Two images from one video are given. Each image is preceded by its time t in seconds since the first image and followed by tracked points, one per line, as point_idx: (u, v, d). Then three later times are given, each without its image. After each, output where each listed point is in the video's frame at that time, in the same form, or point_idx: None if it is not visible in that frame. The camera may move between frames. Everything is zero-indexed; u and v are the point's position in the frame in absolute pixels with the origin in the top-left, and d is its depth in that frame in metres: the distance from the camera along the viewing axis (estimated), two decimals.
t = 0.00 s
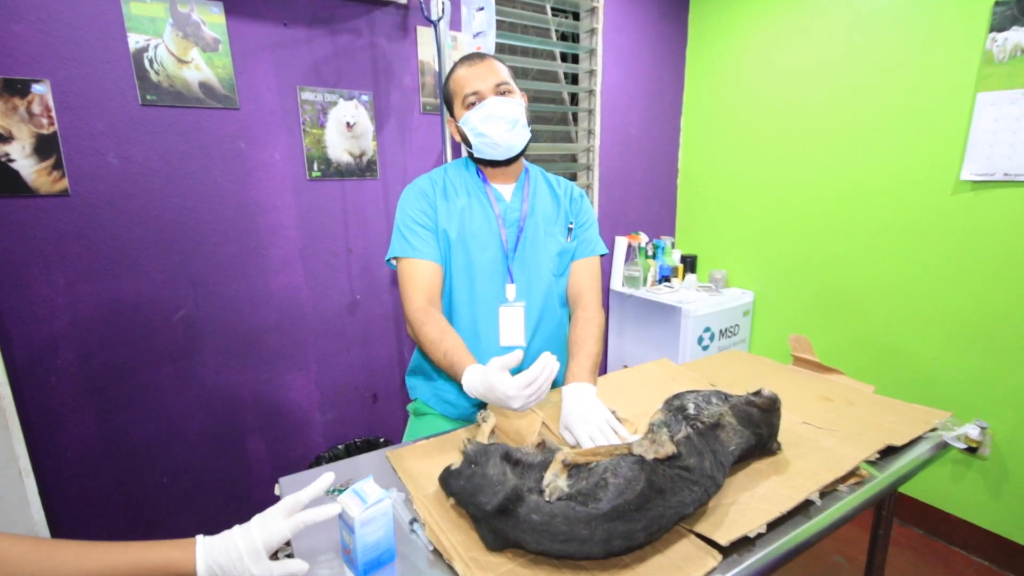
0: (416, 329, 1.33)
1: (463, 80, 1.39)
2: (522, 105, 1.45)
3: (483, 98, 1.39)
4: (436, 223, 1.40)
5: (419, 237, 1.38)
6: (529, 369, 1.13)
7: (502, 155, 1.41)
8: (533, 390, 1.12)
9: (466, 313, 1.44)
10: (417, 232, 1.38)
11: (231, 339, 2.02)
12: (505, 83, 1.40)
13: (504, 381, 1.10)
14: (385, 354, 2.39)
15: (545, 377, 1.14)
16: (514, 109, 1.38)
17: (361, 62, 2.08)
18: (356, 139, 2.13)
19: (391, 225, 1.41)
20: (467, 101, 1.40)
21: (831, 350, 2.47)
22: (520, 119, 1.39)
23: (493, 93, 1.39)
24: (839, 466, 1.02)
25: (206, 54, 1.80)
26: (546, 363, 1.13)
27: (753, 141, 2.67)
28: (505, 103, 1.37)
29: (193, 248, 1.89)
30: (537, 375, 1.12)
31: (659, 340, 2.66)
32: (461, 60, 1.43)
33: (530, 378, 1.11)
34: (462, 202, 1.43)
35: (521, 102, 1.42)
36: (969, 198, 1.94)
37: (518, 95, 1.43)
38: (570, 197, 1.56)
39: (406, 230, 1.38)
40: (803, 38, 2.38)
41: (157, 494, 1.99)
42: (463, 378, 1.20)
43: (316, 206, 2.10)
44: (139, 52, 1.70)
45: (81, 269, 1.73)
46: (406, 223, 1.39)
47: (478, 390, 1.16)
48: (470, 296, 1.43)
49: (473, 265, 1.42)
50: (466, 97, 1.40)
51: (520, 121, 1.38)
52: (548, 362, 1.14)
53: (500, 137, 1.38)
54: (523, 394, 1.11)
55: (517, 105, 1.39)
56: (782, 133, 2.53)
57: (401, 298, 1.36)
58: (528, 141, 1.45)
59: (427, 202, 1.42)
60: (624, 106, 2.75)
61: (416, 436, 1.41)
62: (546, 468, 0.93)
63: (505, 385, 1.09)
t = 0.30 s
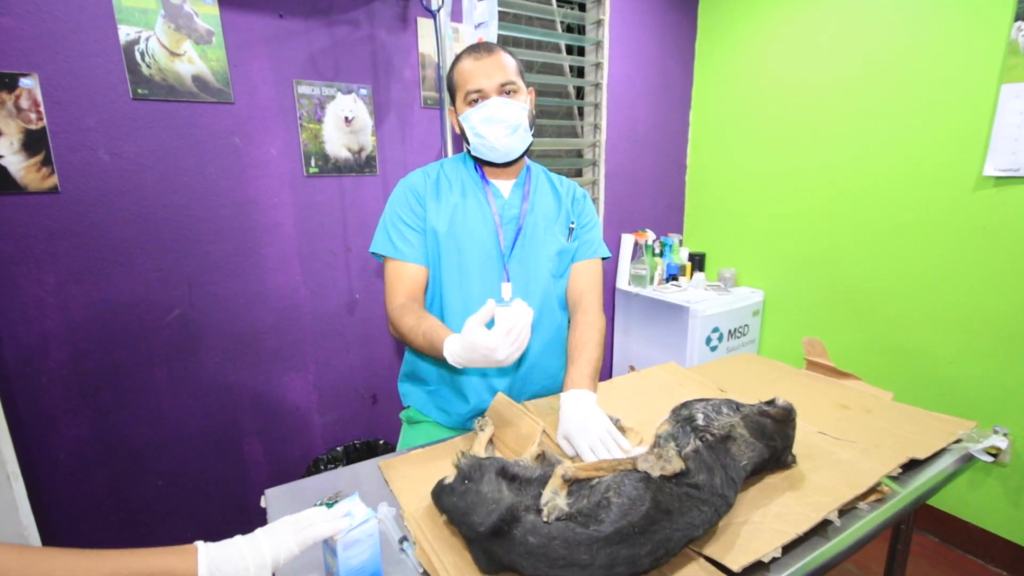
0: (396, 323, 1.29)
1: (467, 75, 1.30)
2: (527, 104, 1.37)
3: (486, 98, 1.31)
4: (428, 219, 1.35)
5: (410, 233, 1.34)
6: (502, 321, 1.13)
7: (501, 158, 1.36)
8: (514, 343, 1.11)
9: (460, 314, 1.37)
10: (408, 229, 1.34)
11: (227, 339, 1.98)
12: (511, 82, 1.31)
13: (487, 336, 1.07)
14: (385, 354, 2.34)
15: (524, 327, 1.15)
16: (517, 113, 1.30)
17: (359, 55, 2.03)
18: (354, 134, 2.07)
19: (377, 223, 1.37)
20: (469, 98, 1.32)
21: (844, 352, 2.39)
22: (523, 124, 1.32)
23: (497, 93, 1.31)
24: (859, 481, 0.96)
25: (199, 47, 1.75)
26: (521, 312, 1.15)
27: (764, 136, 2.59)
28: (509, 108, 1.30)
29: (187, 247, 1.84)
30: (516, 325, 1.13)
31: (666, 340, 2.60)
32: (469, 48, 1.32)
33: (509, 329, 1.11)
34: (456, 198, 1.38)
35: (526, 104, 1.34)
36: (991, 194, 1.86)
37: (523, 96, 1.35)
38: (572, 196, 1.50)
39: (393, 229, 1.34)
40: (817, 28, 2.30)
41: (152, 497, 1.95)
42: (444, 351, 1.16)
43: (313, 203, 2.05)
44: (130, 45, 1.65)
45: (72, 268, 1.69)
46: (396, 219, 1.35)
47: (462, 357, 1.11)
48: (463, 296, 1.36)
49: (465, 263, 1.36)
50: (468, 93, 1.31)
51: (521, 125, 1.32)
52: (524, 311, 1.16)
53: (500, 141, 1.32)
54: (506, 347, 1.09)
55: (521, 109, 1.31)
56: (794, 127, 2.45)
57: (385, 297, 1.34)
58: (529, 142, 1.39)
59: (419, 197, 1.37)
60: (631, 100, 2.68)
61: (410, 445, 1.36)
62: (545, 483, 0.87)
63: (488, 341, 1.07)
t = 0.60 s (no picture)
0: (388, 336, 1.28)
1: (468, 77, 1.25)
2: (528, 111, 1.32)
3: (486, 103, 1.27)
4: (422, 226, 1.31)
5: (403, 242, 1.31)
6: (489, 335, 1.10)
7: (497, 165, 1.33)
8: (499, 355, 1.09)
9: (456, 324, 1.32)
10: (401, 238, 1.32)
11: (226, 347, 1.95)
12: (513, 89, 1.27)
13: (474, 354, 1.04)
14: (386, 361, 2.30)
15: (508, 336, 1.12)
16: (517, 121, 1.26)
17: (360, 58, 2.00)
18: (355, 138, 2.04)
19: (369, 231, 1.34)
20: (469, 101, 1.28)
21: (857, 358, 2.33)
22: (522, 133, 1.28)
23: (498, 99, 1.26)
24: (878, 502, 0.91)
25: (197, 51, 1.72)
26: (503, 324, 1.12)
27: (773, 137, 2.53)
28: (509, 115, 1.26)
29: (185, 253, 1.82)
30: (501, 336, 1.10)
31: (674, 346, 2.54)
32: (472, 48, 1.26)
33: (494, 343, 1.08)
34: (451, 204, 1.34)
35: (527, 112, 1.30)
36: (1010, 196, 1.80)
37: (525, 103, 1.30)
38: (573, 202, 1.46)
39: (385, 238, 1.32)
40: (828, 28, 2.25)
41: (150, 507, 1.92)
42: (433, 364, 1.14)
43: (313, 208, 2.02)
44: (127, 49, 1.63)
45: (69, 275, 1.66)
46: (389, 228, 1.32)
47: (451, 372, 1.09)
48: (460, 305, 1.32)
49: (461, 271, 1.31)
50: (468, 95, 1.27)
51: (520, 135, 1.28)
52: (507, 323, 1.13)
53: (498, 148, 1.28)
54: (492, 361, 1.06)
55: (521, 117, 1.27)
56: (804, 129, 2.39)
57: (378, 309, 1.34)
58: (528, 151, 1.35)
59: (412, 204, 1.33)
60: (637, 102, 2.63)
61: (407, 458, 1.32)
62: (546, 504, 0.82)
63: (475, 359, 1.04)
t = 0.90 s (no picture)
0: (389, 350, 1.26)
1: (468, 80, 1.23)
2: (530, 114, 1.30)
3: (487, 106, 1.25)
4: (421, 236, 1.29)
5: (402, 253, 1.29)
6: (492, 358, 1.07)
7: (497, 170, 1.31)
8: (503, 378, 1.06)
9: (457, 335, 1.30)
10: (400, 248, 1.29)
11: (229, 354, 1.94)
12: (514, 91, 1.25)
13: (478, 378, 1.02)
14: (390, 370, 2.28)
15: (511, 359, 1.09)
16: (518, 124, 1.24)
17: (366, 65, 1.99)
18: (360, 146, 2.04)
19: (367, 242, 1.32)
20: (469, 104, 1.26)
21: (870, 370, 2.27)
22: (523, 136, 1.26)
23: (499, 102, 1.24)
24: (895, 524, 0.86)
25: (203, 59, 1.73)
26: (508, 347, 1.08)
27: (783, 145, 2.50)
28: (510, 118, 1.24)
29: (188, 260, 1.81)
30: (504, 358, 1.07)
31: (682, 356, 2.50)
32: (473, 50, 1.25)
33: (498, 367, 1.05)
34: (451, 213, 1.32)
35: (529, 116, 1.28)
36: None
37: (526, 106, 1.28)
38: (576, 209, 1.43)
39: (384, 249, 1.30)
40: (839, 34, 2.22)
41: (150, 516, 1.91)
42: (434, 382, 1.12)
43: (318, 215, 2.01)
44: (134, 57, 1.63)
45: (72, 282, 1.66)
46: (388, 238, 1.30)
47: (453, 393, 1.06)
48: (460, 316, 1.29)
49: (462, 281, 1.29)
50: (468, 98, 1.25)
51: (522, 138, 1.26)
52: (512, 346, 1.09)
53: (498, 152, 1.26)
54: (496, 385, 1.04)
55: (522, 120, 1.25)
56: (816, 136, 2.35)
57: (377, 322, 1.31)
58: (530, 155, 1.33)
59: (411, 213, 1.31)
60: (645, 109, 2.61)
61: (407, 472, 1.29)
62: (545, 523, 0.79)
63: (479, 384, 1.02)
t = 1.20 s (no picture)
0: (385, 359, 1.24)
1: (464, 81, 1.21)
2: (526, 117, 1.29)
3: (482, 109, 1.23)
4: (416, 241, 1.27)
5: (396, 258, 1.27)
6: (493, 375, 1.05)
7: (492, 173, 1.29)
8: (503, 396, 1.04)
9: (453, 341, 1.28)
10: (394, 254, 1.28)
11: (221, 359, 1.92)
12: (510, 94, 1.23)
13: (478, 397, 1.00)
14: (385, 373, 2.26)
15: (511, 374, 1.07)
16: (514, 128, 1.23)
17: (359, 66, 1.98)
18: (353, 148, 2.02)
19: (361, 248, 1.30)
20: (464, 106, 1.24)
21: (867, 371, 2.26)
22: (519, 140, 1.25)
23: (494, 104, 1.23)
24: (896, 531, 0.85)
25: (193, 60, 1.71)
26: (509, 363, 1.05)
27: (779, 145, 2.49)
28: (506, 122, 1.23)
29: (179, 264, 1.79)
30: (504, 376, 1.05)
31: (679, 358, 2.49)
32: (468, 50, 1.22)
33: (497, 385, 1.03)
34: (446, 217, 1.30)
35: (524, 119, 1.27)
36: None
37: (521, 109, 1.27)
38: (573, 211, 1.41)
39: (378, 255, 1.28)
40: (835, 34, 2.21)
41: (141, 523, 1.88)
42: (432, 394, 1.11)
43: (311, 218, 1.99)
44: (122, 58, 1.61)
45: (60, 287, 1.63)
46: (382, 244, 1.28)
47: (450, 410, 1.05)
48: (456, 322, 1.27)
49: (457, 287, 1.27)
50: (463, 100, 1.23)
51: (518, 142, 1.25)
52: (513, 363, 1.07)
53: (494, 155, 1.25)
54: (495, 403, 1.02)
55: (518, 124, 1.24)
56: (813, 136, 2.34)
57: (372, 329, 1.30)
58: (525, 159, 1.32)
59: (405, 218, 1.29)
60: (640, 110, 2.60)
61: (402, 480, 1.27)
62: (542, 532, 0.78)
63: (479, 403, 1.00)
